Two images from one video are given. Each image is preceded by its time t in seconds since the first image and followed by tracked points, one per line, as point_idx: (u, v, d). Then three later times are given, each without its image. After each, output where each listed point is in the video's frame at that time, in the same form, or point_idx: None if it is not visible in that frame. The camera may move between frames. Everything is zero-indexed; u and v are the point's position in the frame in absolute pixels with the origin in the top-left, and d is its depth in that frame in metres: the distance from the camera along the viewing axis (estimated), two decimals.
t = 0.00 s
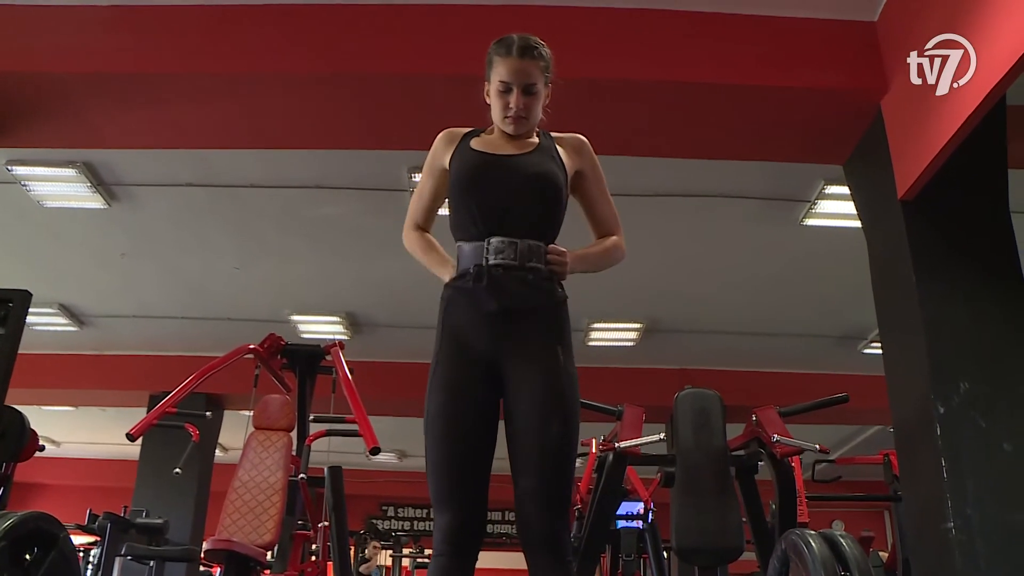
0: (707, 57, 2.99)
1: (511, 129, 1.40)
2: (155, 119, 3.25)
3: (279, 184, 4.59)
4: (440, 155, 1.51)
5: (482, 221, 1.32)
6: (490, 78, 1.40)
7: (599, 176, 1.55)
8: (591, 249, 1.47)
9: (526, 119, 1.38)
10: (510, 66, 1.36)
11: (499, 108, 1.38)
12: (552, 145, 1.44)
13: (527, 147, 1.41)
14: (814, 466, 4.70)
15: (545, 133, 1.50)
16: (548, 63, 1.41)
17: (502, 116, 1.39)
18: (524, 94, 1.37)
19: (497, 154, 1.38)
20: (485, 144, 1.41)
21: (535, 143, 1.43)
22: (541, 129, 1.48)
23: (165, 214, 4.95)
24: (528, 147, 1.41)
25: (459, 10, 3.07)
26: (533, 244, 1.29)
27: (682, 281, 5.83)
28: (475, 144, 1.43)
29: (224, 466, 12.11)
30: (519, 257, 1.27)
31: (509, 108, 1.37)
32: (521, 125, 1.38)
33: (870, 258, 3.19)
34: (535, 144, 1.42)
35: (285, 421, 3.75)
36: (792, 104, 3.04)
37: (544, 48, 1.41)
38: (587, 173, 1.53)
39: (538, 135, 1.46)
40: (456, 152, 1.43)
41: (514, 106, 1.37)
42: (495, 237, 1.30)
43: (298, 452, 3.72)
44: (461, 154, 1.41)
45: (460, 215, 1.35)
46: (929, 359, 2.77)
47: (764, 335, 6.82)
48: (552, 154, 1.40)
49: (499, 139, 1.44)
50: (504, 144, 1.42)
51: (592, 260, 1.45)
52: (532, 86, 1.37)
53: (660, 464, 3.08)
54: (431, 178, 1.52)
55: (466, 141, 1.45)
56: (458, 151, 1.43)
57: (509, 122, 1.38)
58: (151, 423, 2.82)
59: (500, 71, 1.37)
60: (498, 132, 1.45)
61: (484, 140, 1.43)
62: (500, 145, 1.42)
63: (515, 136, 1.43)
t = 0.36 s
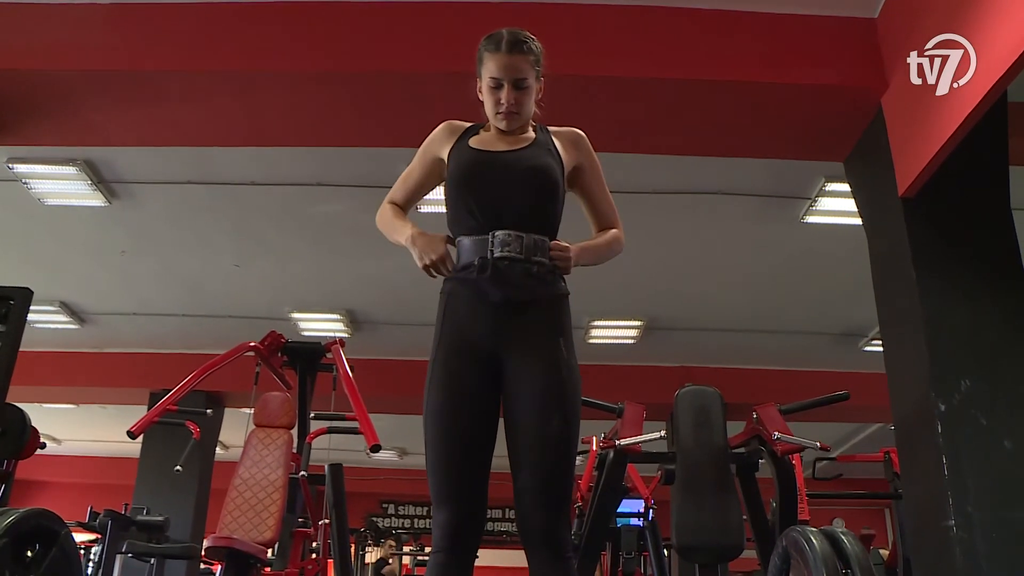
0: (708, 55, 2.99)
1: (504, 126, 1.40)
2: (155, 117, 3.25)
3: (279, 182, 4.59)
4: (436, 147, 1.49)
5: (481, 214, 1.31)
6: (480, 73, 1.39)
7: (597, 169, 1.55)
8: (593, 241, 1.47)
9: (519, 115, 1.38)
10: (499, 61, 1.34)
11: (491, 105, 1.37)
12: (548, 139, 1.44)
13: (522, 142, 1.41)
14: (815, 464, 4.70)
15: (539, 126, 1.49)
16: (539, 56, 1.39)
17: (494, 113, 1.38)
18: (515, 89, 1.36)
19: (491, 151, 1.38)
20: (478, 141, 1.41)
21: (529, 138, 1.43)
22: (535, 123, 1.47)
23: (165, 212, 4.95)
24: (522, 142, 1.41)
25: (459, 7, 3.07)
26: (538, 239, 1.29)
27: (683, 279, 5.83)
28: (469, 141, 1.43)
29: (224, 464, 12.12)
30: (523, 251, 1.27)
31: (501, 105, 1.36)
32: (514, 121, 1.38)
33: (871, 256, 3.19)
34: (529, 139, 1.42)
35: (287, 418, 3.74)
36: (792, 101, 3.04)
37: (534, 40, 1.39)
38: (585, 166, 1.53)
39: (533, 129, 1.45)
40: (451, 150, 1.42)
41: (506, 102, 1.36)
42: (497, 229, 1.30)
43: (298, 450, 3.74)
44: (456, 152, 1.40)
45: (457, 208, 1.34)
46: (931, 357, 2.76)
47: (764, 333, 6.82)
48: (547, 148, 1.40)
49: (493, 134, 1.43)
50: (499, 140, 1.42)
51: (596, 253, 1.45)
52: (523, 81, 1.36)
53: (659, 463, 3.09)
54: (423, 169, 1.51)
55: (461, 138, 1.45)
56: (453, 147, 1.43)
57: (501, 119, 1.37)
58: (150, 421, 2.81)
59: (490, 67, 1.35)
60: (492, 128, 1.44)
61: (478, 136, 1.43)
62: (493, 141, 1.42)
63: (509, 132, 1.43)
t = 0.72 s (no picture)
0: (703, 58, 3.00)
1: (510, 128, 1.39)
2: (150, 120, 3.24)
3: (274, 185, 4.58)
4: (439, 131, 1.49)
5: (476, 218, 1.32)
6: (491, 73, 1.39)
7: (598, 176, 1.55)
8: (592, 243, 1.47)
9: (527, 118, 1.38)
10: (511, 63, 1.34)
11: (499, 106, 1.37)
12: (551, 145, 1.44)
13: (526, 146, 1.41)
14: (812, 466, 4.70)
15: (545, 131, 1.49)
16: (552, 61, 1.39)
17: (502, 113, 1.38)
18: (525, 92, 1.36)
19: (496, 152, 1.38)
20: (482, 139, 1.41)
21: (533, 143, 1.43)
22: (541, 127, 1.47)
23: (160, 215, 4.94)
24: (526, 146, 1.41)
25: (454, 9, 3.06)
26: (522, 241, 1.28)
27: (679, 281, 5.83)
28: (476, 136, 1.42)
29: (219, 467, 12.09)
30: (509, 254, 1.26)
31: (510, 107, 1.36)
32: (522, 123, 1.38)
33: (866, 259, 3.20)
34: (533, 144, 1.42)
35: (281, 422, 3.76)
36: (788, 103, 3.04)
37: (549, 43, 1.39)
38: (584, 172, 1.53)
39: (537, 134, 1.45)
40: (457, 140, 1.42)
41: (515, 104, 1.36)
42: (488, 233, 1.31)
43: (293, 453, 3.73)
44: (462, 146, 1.40)
45: (454, 211, 1.35)
46: (926, 359, 2.77)
47: (760, 336, 6.82)
48: (548, 156, 1.40)
49: (497, 134, 1.43)
50: (502, 140, 1.41)
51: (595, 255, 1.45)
52: (534, 84, 1.35)
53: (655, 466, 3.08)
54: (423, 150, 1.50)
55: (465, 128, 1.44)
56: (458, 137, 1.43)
57: (509, 120, 1.37)
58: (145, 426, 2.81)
59: (502, 67, 1.35)
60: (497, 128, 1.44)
61: (483, 133, 1.42)
62: (497, 141, 1.41)
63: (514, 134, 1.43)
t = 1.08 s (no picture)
0: (699, 63, 3.00)
1: (490, 135, 1.40)
2: (147, 126, 3.25)
3: (271, 190, 4.58)
4: (418, 159, 1.47)
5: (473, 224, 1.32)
6: (469, 80, 1.39)
7: (583, 180, 1.55)
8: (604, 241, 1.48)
9: (507, 124, 1.38)
10: (489, 70, 1.35)
11: (479, 114, 1.37)
12: (533, 150, 1.45)
13: (508, 155, 1.41)
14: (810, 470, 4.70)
15: (525, 136, 1.49)
16: (528, 65, 1.39)
17: (482, 121, 1.38)
18: (504, 99, 1.36)
19: (480, 164, 1.39)
20: (466, 154, 1.42)
21: (515, 149, 1.43)
22: (520, 133, 1.48)
23: (157, 222, 4.94)
24: (509, 155, 1.42)
25: (449, 15, 3.07)
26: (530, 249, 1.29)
27: (675, 286, 5.85)
28: (458, 154, 1.43)
29: (217, 474, 12.07)
30: (518, 260, 1.27)
31: (489, 114, 1.37)
32: (501, 129, 1.38)
33: (863, 263, 3.20)
34: (516, 151, 1.43)
35: (279, 427, 3.76)
36: (783, 108, 3.05)
37: (523, 48, 1.40)
38: (570, 175, 1.53)
39: (517, 139, 1.46)
40: (438, 164, 1.43)
41: (495, 110, 1.36)
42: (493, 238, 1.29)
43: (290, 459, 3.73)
44: (445, 168, 1.41)
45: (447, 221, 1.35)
46: (923, 363, 2.78)
47: (757, 340, 6.83)
48: (534, 161, 1.41)
49: (478, 145, 1.44)
50: (484, 151, 1.42)
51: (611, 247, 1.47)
52: (512, 90, 1.36)
53: (652, 471, 3.08)
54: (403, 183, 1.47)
55: (445, 150, 1.45)
56: (439, 160, 1.44)
57: (489, 127, 1.37)
58: (142, 431, 2.80)
59: (480, 75, 1.35)
60: (478, 138, 1.45)
61: (465, 149, 1.43)
62: (479, 153, 1.42)
63: (495, 142, 1.44)
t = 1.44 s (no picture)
0: (699, 62, 3.00)
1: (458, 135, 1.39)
2: (147, 126, 3.25)
3: (271, 191, 4.58)
4: (384, 167, 1.43)
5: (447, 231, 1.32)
6: (435, 79, 1.38)
7: (545, 185, 1.54)
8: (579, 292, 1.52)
9: (475, 122, 1.37)
10: (456, 66, 1.35)
11: (445, 111, 1.36)
12: (500, 154, 1.44)
13: (477, 159, 1.41)
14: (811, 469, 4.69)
15: (490, 139, 1.49)
16: (493, 64, 1.40)
17: (449, 120, 1.37)
18: (472, 95, 1.36)
19: (444, 171, 1.39)
20: (432, 162, 1.41)
21: (481, 153, 1.43)
22: (485, 137, 1.47)
23: (157, 223, 4.94)
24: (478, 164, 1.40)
25: (448, 15, 3.07)
26: (506, 256, 1.33)
27: (675, 286, 5.85)
28: (427, 161, 1.42)
29: (217, 475, 12.07)
30: (500, 267, 1.30)
31: (457, 111, 1.36)
32: (468, 127, 1.37)
33: (863, 262, 3.21)
34: (482, 156, 1.42)
35: (279, 428, 3.75)
36: (783, 107, 3.05)
37: (487, 47, 1.41)
38: (533, 178, 1.52)
39: (482, 143, 1.45)
40: (405, 172, 1.41)
41: (463, 107, 1.36)
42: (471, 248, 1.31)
43: (291, 459, 3.73)
44: (413, 177, 1.40)
45: (418, 231, 1.35)
46: (923, 361, 2.78)
47: (757, 340, 6.83)
48: (502, 166, 1.41)
49: (446, 149, 1.43)
50: (453, 155, 1.41)
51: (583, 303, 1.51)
52: (479, 87, 1.36)
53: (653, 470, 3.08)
54: (375, 196, 1.41)
55: (411, 156, 1.43)
56: (405, 166, 1.42)
57: (456, 125, 1.36)
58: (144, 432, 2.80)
59: (447, 72, 1.36)
60: (444, 143, 1.44)
61: (433, 157, 1.42)
62: (447, 157, 1.41)
63: (460, 147, 1.43)
